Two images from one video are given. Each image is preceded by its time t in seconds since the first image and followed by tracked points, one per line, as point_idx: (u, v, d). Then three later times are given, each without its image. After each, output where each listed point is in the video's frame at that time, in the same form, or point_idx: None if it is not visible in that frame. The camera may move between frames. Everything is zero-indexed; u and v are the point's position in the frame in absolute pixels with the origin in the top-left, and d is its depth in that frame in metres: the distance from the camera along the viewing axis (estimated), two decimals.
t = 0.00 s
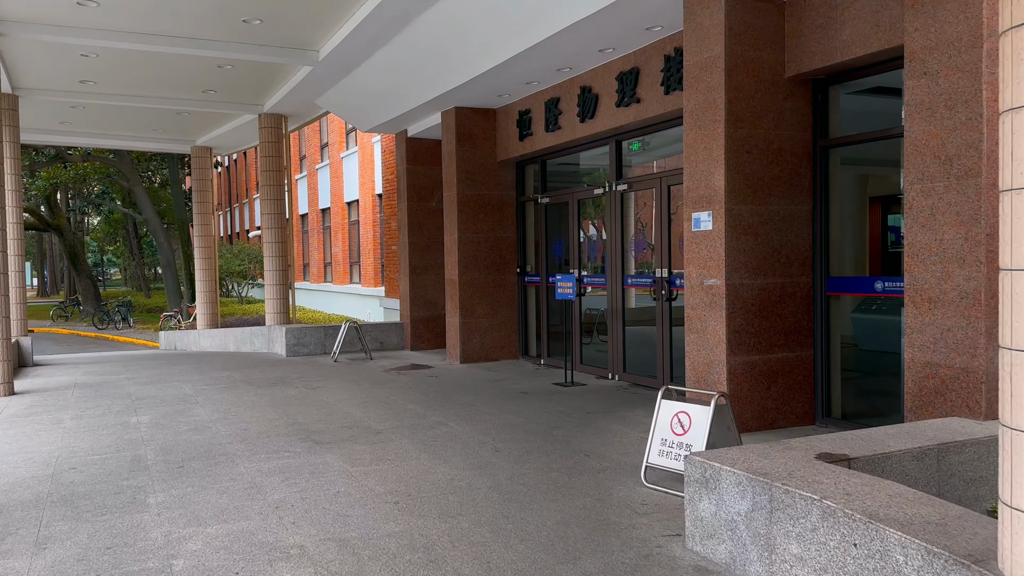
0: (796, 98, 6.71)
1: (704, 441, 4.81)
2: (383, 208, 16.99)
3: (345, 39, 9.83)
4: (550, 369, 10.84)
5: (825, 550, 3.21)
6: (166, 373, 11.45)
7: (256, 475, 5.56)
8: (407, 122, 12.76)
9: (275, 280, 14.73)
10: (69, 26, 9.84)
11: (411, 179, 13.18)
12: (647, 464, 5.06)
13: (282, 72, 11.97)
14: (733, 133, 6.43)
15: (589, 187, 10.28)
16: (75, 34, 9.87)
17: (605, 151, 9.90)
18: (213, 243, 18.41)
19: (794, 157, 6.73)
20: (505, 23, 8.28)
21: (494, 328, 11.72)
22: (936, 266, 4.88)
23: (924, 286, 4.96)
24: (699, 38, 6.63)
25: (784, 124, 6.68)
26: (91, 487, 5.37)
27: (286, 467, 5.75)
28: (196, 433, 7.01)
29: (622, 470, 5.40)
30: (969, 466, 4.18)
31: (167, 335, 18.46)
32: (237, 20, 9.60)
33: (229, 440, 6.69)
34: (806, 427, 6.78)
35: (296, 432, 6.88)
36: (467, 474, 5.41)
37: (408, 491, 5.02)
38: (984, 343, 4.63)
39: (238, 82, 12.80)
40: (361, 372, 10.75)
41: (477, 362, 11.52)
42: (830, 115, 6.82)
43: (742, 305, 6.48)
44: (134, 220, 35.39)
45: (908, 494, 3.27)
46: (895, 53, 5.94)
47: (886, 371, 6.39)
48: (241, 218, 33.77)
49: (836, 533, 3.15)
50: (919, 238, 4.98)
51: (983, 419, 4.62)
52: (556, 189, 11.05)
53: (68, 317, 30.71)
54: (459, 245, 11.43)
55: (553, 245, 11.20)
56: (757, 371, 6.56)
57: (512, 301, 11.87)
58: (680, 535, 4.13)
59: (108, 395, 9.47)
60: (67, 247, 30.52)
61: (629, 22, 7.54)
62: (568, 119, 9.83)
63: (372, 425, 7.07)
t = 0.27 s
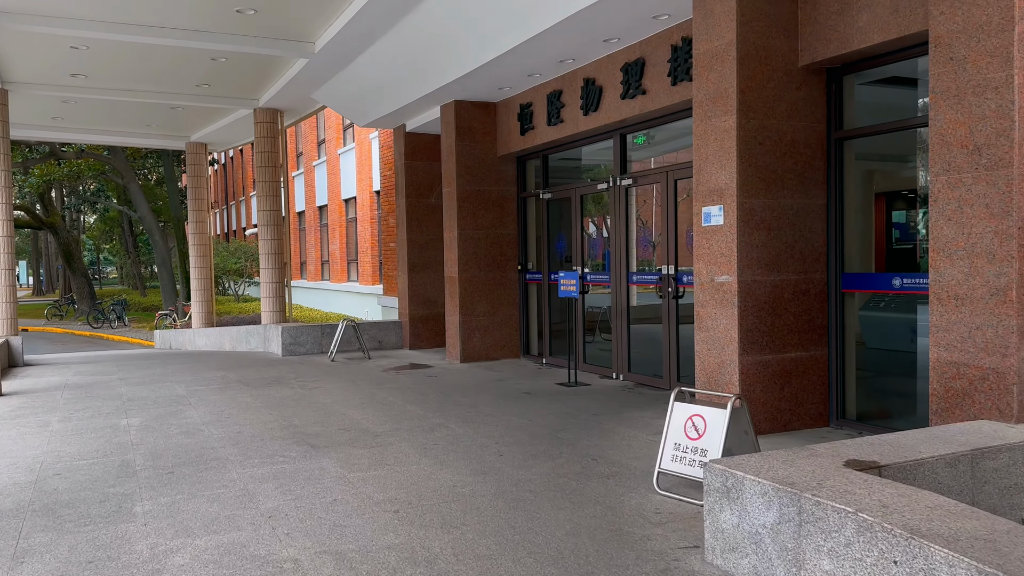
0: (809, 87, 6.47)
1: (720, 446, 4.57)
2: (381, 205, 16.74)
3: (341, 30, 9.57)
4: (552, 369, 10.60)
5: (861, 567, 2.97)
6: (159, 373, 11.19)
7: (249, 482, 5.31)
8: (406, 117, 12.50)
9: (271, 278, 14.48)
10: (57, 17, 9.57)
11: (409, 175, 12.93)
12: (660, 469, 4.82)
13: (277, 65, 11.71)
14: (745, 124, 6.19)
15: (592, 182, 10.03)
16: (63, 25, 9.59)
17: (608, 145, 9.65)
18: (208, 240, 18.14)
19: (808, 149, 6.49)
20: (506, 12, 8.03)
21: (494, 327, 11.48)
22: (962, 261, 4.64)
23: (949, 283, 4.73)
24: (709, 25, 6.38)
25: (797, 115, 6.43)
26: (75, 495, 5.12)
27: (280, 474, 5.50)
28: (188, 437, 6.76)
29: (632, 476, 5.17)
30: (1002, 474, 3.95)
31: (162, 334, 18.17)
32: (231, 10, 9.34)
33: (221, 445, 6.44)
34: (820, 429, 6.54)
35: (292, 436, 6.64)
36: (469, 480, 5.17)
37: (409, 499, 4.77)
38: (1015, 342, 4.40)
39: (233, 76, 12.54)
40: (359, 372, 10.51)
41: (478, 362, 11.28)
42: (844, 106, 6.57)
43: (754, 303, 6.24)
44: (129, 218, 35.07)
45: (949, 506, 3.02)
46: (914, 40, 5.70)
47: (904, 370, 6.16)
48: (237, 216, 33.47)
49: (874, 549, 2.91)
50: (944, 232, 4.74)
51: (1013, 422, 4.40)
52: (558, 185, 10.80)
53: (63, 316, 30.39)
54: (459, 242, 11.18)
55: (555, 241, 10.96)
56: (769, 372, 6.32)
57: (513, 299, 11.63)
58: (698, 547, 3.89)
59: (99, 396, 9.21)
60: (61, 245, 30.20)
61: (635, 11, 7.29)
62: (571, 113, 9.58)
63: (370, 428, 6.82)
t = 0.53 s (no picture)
0: (825, 83, 6.23)
1: (740, 461, 4.31)
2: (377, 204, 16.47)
3: (337, 25, 9.29)
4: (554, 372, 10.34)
5: None
6: (151, 377, 10.91)
7: (241, 498, 5.05)
8: (403, 114, 12.23)
9: (265, 279, 14.20)
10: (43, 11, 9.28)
11: (406, 173, 12.66)
12: (676, 485, 4.58)
13: (271, 61, 11.43)
14: (759, 122, 5.95)
15: (595, 181, 9.78)
16: (49, 20, 9.30)
17: (612, 143, 9.40)
18: (201, 240, 17.85)
19: (823, 147, 6.25)
20: (508, 5, 7.76)
21: (494, 329, 11.22)
22: (994, 265, 4.40)
23: (981, 288, 4.48)
24: (721, 18, 6.13)
25: (812, 111, 6.19)
26: (58, 513, 4.85)
27: (275, 488, 5.25)
28: (179, 448, 6.49)
29: (645, 491, 4.93)
30: None
31: (156, 335, 17.85)
32: (223, 4, 9.06)
33: (213, 456, 6.18)
34: (835, 438, 6.30)
35: (287, 446, 6.38)
36: (474, 495, 4.92)
37: (411, 517, 4.52)
38: None
39: (226, 72, 12.25)
40: (356, 376, 10.25)
41: (477, 365, 11.03)
42: (861, 103, 6.33)
43: (768, 307, 6.00)
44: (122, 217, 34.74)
45: (1002, 537, 2.78)
46: (936, 33, 5.45)
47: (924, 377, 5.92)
48: (231, 214, 33.15)
49: None
50: (975, 235, 4.49)
51: None
52: (560, 184, 10.55)
53: (55, 316, 30.05)
54: (458, 242, 10.92)
55: (557, 242, 10.70)
56: (784, 379, 6.08)
57: (514, 300, 11.38)
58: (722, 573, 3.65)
59: (88, 402, 8.94)
60: (53, 245, 29.85)
61: (643, 4, 7.04)
62: (574, 109, 9.32)
63: (368, 437, 6.57)
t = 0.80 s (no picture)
0: (835, 78, 6.01)
1: (754, 475, 4.08)
2: (370, 203, 16.20)
3: (328, 18, 9.04)
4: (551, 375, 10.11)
5: None
6: (138, 380, 10.63)
7: (228, 513, 4.80)
8: (397, 111, 11.97)
9: (256, 279, 13.93)
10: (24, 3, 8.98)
11: (400, 172, 12.40)
12: (686, 499, 4.35)
13: (261, 56, 11.16)
14: (768, 117, 5.73)
15: (593, 179, 9.54)
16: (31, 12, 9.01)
17: (611, 140, 9.17)
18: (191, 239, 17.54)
19: (833, 144, 6.03)
20: None
21: (490, 330, 10.99)
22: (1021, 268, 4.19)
23: (1006, 291, 4.27)
24: (729, 10, 5.90)
25: (822, 107, 5.98)
26: (34, 530, 4.59)
27: (264, 501, 5.00)
28: (164, 457, 6.23)
29: (652, 504, 4.70)
30: None
31: (145, 335, 17.54)
32: None
33: (199, 466, 5.93)
34: (846, 445, 6.09)
35: (277, 454, 6.13)
36: (474, 509, 4.68)
37: (407, 533, 4.28)
38: None
39: (215, 67, 11.97)
40: (349, 379, 10.00)
41: (473, 367, 10.79)
42: (871, 98, 6.12)
43: (777, 310, 5.78)
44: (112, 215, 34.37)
45: None
46: (954, 25, 5.24)
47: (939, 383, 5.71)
48: (222, 213, 32.81)
49: None
50: (999, 236, 4.28)
51: None
52: (557, 182, 10.31)
53: (43, 316, 29.67)
54: (453, 242, 10.67)
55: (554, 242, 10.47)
56: (794, 384, 5.87)
57: (510, 301, 11.15)
58: None
59: (71, 407, 8.66)
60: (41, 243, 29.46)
61: None
62: (572, 106, 9.09)
63: (361, 445, 6.32)
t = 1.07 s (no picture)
0: (845, 69, 5.76)
1: (767, 486, 3.84)
2: (361, 199, 15.90)
3: (317, 8, 8.74)
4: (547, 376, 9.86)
5: None
6: (121, 382, 10.32)
7: (207, 526, 4.53)
8: (388, 105, 11.69)
9: (244, 277, 13.62)
10: None
11: (392, 167, 12.12)
12: (693, 512, 4.09)
13: (248, 48, 10.85)
14: (776, 109, 5.47)
15: (590, 174, 9.28)
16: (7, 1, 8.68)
17: (609, 134, 8.91)
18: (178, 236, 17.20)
19: (842, 137, 5.79)
20: None
21: (484, 330, 10.72)
22: None
23: None
24: None
25: (831, 99, 5.73)
26: None
27: (246, 513, 4.72)
28: (144, 464, 5.95)
29: (657, 515, 4.44)
30: None
31: (131, 334, 17.18)
32: None
33: (179, 474, 5.64)
34: (855, 451, 5.85)
35: (261, 462, 5.85)
36: (469, 522, 4.42)
37: (397, 549, 4.02)
38: None
39: (201, 60, 11.65)
40: (339, 380, 9.72)
41: (466, 368, 10.53)
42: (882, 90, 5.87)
43: (785, 310, 5.54)
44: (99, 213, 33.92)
45: None
46: (973, 10, 4.99)
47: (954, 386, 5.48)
48: (212, 210, 32.42)
49: None
50: None
51: None
52: (553, 178, 10.05)
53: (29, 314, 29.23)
54: (446, 239, 10.40)
55: (550, 239, 10.21)
56: (803, 387, 5.62)
57: (504, 300, 10.88)
58: None
59: (50, 410, 8.35)
60: (27, 241, 29.02)
61: None
62: (569, 99, 8.83)
63: (350, 451, 6.05)
